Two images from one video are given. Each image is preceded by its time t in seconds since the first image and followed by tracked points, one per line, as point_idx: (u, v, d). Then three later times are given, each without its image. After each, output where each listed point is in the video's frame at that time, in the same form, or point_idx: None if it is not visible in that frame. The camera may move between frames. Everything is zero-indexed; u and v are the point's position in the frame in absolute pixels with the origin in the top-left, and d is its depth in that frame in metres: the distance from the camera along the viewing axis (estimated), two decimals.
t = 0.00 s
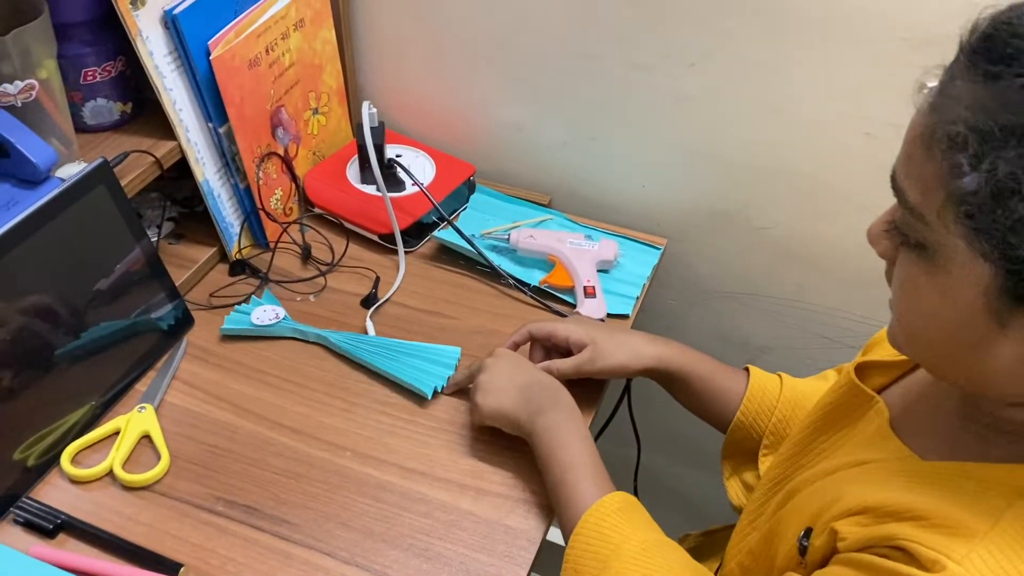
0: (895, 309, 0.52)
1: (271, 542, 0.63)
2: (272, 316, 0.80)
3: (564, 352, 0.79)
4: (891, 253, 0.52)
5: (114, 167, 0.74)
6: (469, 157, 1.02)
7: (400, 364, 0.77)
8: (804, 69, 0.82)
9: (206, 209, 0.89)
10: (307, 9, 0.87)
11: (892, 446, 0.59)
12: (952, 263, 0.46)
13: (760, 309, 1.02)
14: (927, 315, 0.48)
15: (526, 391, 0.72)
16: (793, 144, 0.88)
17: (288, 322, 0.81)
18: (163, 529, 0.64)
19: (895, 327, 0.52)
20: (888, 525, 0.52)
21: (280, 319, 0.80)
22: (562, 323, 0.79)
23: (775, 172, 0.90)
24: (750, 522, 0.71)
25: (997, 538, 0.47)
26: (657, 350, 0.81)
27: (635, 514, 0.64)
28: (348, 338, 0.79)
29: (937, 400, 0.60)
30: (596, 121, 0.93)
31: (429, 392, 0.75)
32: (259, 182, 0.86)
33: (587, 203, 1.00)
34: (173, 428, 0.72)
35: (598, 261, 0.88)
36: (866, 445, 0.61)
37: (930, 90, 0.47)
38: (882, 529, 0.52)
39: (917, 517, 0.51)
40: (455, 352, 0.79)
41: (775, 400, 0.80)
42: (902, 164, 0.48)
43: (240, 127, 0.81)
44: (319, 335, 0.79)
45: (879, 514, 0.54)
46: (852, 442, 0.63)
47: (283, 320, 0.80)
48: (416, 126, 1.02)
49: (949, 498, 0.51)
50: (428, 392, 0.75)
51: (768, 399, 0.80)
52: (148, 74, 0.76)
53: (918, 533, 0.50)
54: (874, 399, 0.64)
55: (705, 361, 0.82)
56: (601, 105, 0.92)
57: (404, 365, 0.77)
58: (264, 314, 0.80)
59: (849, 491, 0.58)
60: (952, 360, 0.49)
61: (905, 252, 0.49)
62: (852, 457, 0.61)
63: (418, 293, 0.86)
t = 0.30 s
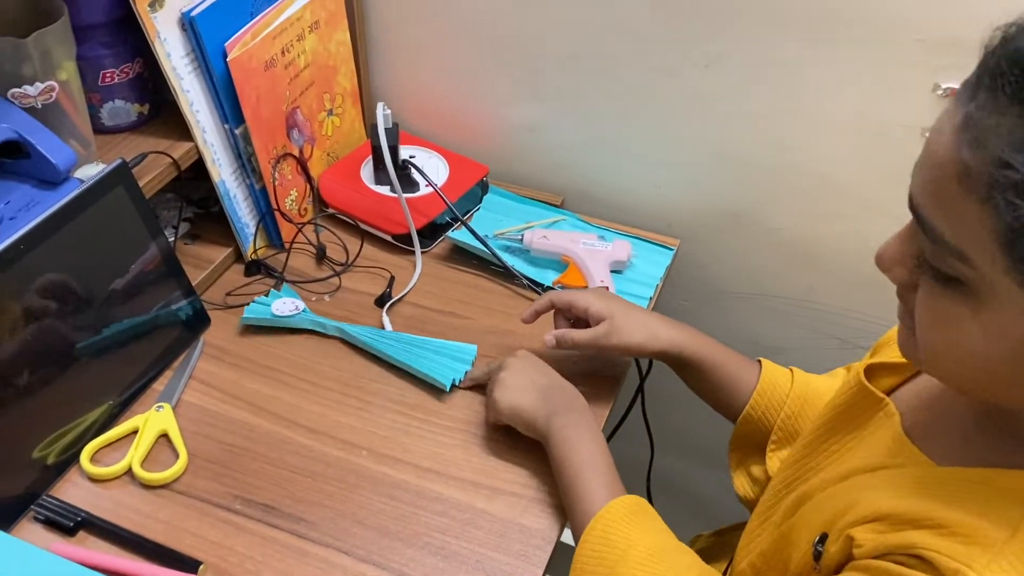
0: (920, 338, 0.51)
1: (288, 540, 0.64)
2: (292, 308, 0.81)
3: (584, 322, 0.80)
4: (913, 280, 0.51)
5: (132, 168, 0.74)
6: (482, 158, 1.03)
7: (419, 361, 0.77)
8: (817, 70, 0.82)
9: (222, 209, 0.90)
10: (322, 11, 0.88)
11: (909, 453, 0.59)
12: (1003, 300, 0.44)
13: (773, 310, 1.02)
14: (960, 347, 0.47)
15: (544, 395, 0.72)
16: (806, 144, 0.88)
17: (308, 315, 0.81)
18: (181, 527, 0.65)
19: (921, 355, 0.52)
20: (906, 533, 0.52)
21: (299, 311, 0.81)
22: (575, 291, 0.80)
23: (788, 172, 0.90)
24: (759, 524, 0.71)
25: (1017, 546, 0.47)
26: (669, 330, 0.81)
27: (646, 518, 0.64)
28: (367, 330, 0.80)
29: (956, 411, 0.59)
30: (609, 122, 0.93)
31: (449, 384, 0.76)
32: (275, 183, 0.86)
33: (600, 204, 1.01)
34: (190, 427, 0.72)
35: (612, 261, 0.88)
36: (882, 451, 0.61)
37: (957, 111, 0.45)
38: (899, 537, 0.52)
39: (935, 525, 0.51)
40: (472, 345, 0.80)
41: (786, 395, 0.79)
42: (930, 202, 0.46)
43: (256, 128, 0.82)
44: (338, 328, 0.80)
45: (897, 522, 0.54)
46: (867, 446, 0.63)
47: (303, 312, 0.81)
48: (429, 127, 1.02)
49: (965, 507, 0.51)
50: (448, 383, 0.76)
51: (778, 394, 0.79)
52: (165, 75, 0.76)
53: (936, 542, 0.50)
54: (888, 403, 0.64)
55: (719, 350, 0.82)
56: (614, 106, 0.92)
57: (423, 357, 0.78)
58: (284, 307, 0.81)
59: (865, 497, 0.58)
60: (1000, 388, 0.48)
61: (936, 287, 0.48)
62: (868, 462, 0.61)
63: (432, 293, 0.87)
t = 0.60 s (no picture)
0: (970, 392, 0.47)
1: (303, 535, 0.65)
2: (302, 314, 0.81)
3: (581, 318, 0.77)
4: (957, 333, 0.46)
5: (149, 166, 0.75)
6: (493, 157, 1.03)
7: (430, 365, 0.78)
8: (829, 69, 0.83)
9: (236, 207, 0.91)
10: (335, 11, 0.88)
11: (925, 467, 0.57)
12: None
13: (783, 308, 1.02)
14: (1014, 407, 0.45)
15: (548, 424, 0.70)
16: (817, 143, 0.88)
17: (320, 319, 0.81)
18: (197, 522, 0.65)
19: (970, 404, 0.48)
20: (939, 560, 0.50)
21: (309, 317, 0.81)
22: (565, 285, 0.78)
23: (799, 171, 0.90)
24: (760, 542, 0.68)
25: None
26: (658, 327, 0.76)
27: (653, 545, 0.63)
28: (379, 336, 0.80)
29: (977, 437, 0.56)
30: (620, 121, 0.94)
31: (457, 399, 0.75)
32: (289, 182, 0.87)
33: (612, 202, 1.01)
34: (206, 424, 0.73)
35: (623, 260, 0.88)
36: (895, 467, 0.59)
37: (1006, 155, 0.40)
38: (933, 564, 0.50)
39: (971, 550, 0.49)
40: (485, 350, 0.80)
41: (766, 388, 0.76)
42: (981, 259, 0.42)
43: (270, 127, 0.83)
44: (349, 332, 0.80)
45: (928, 547, 0.51)
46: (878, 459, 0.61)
47: (315, 317, 0.81)
48: (441, 126, 1.03)
49: (1000, 529, 0.49)
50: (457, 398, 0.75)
51: (759, 389, 0.76)
52: (181, 75, 0.77)
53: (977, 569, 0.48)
54: (897, 415, 0.62)
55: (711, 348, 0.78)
56: (625, 105, 0.92)
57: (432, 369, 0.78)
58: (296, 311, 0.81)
59: (889, 520, 0.56)
60: None
61: (986, 343, 0.44)
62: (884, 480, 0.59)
63: (444, 291, 0.87)
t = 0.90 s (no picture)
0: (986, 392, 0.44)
1: (322, 522, 0.65)
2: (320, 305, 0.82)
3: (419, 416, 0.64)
4: (977, 332, 0.44)
5: (170, 158, 0.76)
6: (508, 150, 1.04)
7: (447, 356, 0.78)
8: (844, 62, 0.83)
9: (254, 200, 0.92)
10: (352, 5, 0.89)
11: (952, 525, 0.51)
12: None
13: (796, 301, 1.02)
14: None
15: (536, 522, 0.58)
16: (832, 136, 0.88)
17: (337, 310, 0.83)
18: (218, 508, 0.66)
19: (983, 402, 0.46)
20: None
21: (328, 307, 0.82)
22: (399, 385, 0.64)
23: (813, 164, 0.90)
24: None
25: None
26: (503, 391, 0.65)
27: None
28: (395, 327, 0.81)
29: (981, 441, 0.52)
30: (634, 114, 0.94)
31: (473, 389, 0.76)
32: (306, 175, 0.88)
33: (626, 195, 1.02)
34: (226, 412, 0.74)
35: (637, 252, 0.89)
36: (921, 523, 0.53)
37: None
38: None
39: None
40: (500, 340, 0.81)
41: (708, 396, 0.67)
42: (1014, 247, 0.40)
43: (288, 121, 0.84)
44: (366, 323, 0.81)
45: None
46: (899, 508, 0.55)
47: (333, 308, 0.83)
48: (456, 120, 1.04)
49: None
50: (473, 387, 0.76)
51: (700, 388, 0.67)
52: (201, 69, 0.78)
53: None
54: (919, 455, 0.54)
55: (599, 380, 0.68)
56: (639, 99, 0.93)
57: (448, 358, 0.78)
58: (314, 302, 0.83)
59: None
60: None
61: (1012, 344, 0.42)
62: (909, 533, 0.53)
63: (460, 283, 0.88)
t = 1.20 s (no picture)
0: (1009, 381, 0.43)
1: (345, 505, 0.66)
2: (342, 294, 0.83)
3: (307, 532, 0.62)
4: (1009, 301, 0.41)
5: (195, 148, 0.78)
6: (526, 141, 1.05)
7: (466, 344, 0.79)
8: (862, 52, 0.83)
9: (275, 191, 0.93)
10: None
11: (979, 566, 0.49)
12: None
13: (813, 291, 1.02)
14: None
15: None
16: (850, 126, 0.88)
17: (359, 298, 0.84)
18: (244, 492, 0.68)
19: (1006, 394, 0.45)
20: None
21: (349, 295, 0.83)
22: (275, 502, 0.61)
23: (831, 154, 0.90)
24: None
25: None
26: (403, 493, 0.61)
27: None
28: (416, 315, 0.82)
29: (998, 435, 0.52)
30: (651, 105, 0.95)
31: (491, 376, 0.77)
32: (327, 166, 0.89)
33: (642, 186, 1.02)
34: (250, 399, 0.75)
35: (655, 242, 0.89)
36: None
37: None
38: None
39: None
40: (518, 330, 0.82)
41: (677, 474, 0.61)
42: None
43: (310, 112, 0.85)
44: (387, 311, 0.83)
45: None
46: (929, 561, 0.52)
47: (354, 296, 0.84)
48: (474, 112, 1.04)
49: None
50: (491, 374, 0.77)
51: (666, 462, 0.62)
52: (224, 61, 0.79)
53: None
54: (940, 503, 0.51)
55: (508, 485, 0.62)
56: (657, 89, 0.93)
57: (467, 347, 0.79)
58: (336, 290, 0.84)
59: None
60: None
61: None
62: None
63: (479, 273, 0.89)
